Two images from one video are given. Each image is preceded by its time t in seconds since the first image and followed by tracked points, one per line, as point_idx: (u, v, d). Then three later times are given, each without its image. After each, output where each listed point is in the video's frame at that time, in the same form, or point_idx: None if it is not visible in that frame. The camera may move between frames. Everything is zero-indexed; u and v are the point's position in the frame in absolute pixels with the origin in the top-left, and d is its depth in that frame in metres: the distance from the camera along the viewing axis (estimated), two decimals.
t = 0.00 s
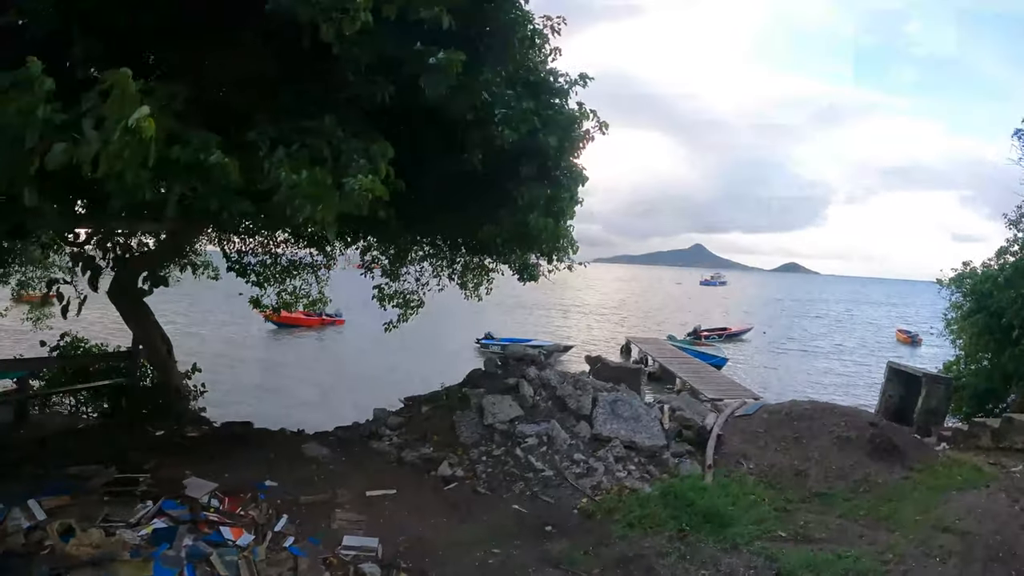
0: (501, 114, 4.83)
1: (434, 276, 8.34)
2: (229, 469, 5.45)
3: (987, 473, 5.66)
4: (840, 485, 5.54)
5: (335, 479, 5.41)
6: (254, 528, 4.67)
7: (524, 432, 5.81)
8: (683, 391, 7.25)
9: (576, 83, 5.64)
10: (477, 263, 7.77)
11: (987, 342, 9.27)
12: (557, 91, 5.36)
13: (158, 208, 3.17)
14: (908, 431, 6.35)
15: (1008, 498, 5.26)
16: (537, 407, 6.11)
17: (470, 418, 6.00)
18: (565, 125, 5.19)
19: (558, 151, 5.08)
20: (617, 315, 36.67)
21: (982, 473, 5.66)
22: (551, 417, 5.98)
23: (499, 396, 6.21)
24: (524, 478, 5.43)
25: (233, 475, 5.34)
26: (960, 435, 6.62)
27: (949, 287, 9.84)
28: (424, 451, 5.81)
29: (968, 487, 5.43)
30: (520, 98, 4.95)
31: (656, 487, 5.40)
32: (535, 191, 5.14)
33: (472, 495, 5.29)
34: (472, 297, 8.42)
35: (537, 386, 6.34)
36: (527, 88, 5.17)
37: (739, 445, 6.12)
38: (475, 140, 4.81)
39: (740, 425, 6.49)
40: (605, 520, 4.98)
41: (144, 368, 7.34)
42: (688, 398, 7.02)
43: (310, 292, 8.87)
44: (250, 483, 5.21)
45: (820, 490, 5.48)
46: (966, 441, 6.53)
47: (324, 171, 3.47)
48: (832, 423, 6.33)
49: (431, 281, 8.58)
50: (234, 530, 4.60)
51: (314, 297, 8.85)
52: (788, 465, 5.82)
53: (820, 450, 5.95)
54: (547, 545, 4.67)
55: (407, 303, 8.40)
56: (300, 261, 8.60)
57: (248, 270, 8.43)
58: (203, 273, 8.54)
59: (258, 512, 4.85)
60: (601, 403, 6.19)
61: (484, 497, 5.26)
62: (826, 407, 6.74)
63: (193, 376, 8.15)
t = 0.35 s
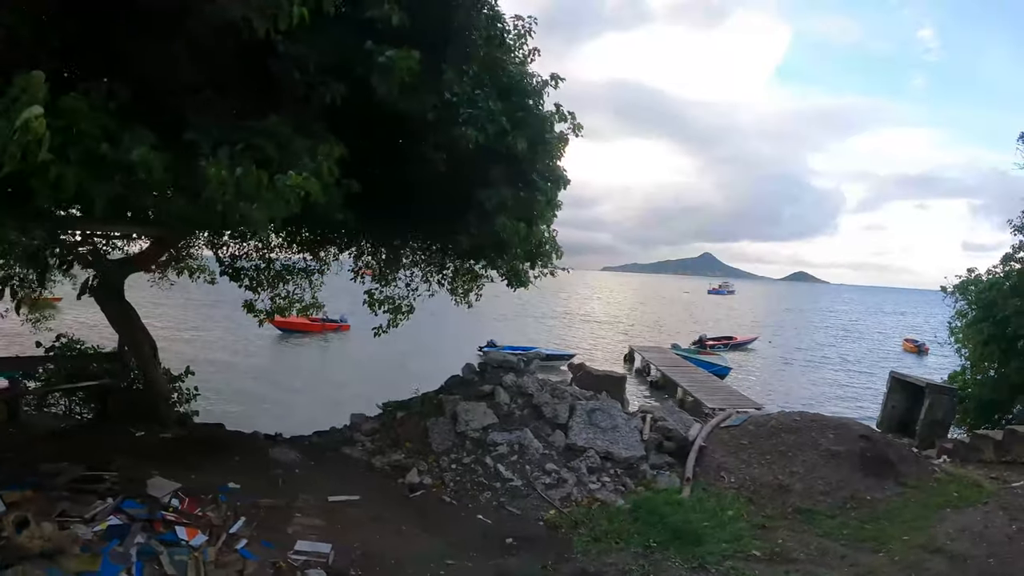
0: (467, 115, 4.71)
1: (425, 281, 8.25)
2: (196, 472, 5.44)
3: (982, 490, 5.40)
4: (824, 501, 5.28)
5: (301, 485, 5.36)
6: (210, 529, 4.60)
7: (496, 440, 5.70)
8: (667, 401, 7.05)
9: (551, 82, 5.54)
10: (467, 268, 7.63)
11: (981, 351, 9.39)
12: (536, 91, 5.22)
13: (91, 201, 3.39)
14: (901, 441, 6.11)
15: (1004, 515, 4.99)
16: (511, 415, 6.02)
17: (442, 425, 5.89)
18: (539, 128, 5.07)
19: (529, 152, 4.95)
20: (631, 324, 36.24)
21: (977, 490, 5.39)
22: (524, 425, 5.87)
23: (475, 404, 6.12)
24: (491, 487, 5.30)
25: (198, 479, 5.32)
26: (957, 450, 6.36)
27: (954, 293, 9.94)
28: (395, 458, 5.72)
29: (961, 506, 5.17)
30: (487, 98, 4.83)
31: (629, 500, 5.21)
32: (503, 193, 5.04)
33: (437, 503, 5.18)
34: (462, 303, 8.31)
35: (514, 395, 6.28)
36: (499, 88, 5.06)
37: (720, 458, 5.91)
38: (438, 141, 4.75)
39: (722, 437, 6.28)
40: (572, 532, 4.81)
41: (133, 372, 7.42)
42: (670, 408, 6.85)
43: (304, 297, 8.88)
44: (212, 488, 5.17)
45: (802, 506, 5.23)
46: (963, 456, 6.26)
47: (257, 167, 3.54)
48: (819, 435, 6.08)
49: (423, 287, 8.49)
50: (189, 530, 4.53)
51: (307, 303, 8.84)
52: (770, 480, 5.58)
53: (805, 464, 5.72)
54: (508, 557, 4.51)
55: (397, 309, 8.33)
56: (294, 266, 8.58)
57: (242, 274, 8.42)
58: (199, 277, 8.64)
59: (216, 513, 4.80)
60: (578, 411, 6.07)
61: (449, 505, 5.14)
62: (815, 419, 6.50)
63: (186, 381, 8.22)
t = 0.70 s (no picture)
0: (420, 100, 4.53)
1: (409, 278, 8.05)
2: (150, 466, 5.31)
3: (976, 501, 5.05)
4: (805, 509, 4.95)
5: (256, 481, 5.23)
6: (153, 523, 4.46)
7: (459, 437, 5.56)
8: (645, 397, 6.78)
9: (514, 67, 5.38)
10: (450, 265, 7.41)
11: (982, 350, 9.27)
12: (496, 73, 5.08)
13: (3, 182, 3.45)
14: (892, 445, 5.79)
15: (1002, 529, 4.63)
16: (476, 413, 5.89)
17: (406, 422, 5.76)
18: (502, 109, 4.92)
19: (489, 136, 4.83)
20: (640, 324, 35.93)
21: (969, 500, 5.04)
22: (488, 424, 5.75)
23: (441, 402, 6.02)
24: (448, 488, 5.10)
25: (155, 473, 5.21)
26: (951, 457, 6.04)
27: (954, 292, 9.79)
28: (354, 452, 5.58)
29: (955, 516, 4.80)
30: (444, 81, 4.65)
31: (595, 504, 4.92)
32: (463, 182, 4.85)
33: (392, 504, 4.97)
34: (446, 300, 8.12)
35: (482, 392, 6.14)
36: (460, 72, 4.94)
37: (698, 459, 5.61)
38: (387, 125, 4.53)
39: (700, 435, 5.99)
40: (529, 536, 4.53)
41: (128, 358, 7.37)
42: (650, 408, 6.58)
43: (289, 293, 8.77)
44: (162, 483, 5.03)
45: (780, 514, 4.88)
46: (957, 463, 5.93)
47: (178, 150, 3.41)
48: (804, 439, 5.77)
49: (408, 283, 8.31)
50: (132, 523, 4.38)
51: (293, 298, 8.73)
52: (747, 485, 5.26)
53: (784, 470, 5.41)
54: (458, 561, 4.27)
55: (380, 306, 8.18)
56: (279, 261, 8.39)
57: (227, 270, 8.32)
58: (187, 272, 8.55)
59: (161, 508, 4.65)
60: (546, 413, 5.90)
61: (404, 505, 4.94)
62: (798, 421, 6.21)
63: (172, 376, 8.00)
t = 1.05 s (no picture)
0: (386, 91, 6.57)
1: (398, 271, 6.49)
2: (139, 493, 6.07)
3: (908, 549, 5.55)
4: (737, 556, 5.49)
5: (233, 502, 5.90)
6: (103, 519, 5.95)
7: (435, 446, 5.82)
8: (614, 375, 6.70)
9: (470, 36, 6.33)
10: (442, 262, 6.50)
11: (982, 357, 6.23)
12: (463, 63, 6.34)
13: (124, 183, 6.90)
14: (863, 456, 5.84)
15: (967, 560, 5.60)
16: (442, 414, 5.91)
17: (370, 427, 5.98)
18: (461, 100, 6.39)
19: (448, 119, 6.46)
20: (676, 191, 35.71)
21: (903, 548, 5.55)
22: (455, 428, 5.83)
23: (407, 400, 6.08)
24: (410, 500, 5.70)
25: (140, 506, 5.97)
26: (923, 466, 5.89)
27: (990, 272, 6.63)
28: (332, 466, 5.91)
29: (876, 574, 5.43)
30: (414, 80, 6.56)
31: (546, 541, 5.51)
32: (427, 187, 6.58)
33: (350, 511, 5.69)
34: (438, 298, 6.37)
35: (453, 393, 5.97)
36: (426, 68, 6.47)
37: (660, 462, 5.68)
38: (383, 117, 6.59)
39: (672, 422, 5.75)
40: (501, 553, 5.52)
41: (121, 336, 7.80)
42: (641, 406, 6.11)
43: (280, 289, 6.73)
44: (167, 525, 5.87)
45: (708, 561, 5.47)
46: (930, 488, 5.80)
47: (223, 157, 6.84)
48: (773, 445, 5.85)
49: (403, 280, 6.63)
50: (85, 520, 5.92)
51: (284, 296, 6.70)
52: (695, 501, 5.64)
53: (736, 484, 5.70)
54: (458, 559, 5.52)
55: (363, 304, 6.41)
56: (270, 256, 6.75)
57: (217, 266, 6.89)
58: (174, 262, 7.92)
59: (115, 506, 6.00)
60: (513, 409, 5.85)
61: (374, 518, 5.65)
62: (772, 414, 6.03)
63: (162, 373, 7.09)
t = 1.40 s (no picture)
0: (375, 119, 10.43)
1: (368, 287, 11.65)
2: (18, 503, 3.66)
3: (901, 555, 3.61)
4: (715, 557, 3.21)
5: (141, 492, 3.72)
6: None
7: (395, 462, 4.08)
8: (573, 390, 6.51)
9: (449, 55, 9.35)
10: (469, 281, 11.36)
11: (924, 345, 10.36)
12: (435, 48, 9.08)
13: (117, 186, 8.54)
14: (837, 462, 5.21)
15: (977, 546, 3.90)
16: (412, 423, 5.06)
17: (331, 431, 4.90)
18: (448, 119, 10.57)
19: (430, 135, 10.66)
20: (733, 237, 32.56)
21: (892, 548, 3.67)
22: (424, 433, 4.76)
23: (403, 403, 5.78)
24: (360, 513, 3.25)
25: (15, 508, 3.59)
26: (910, 488, 4.74)
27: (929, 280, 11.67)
28: (270, 451, 4.36)
29: (866, 570, 3.38)
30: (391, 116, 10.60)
31: (521, 556, 2.91)
32: (396, 189, 10.64)
33: (181, 501, 3.53)
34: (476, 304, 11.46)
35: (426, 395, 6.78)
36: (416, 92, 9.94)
37: (614, 481, 4.01)
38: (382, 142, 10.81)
39: (642, 425, 5.41)
40: (477, 563, 2.81)
41: (112, 316, 8.71)
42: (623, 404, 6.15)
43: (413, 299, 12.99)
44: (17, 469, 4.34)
45: (693, 561, 3.13)
46: (922, 503, 4.43)
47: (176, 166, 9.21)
48: (754, 452, 5.19)
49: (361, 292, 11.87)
50: None
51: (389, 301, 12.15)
52: (651, 520, 3.56)
53: (719, 485, 4.33)
54: (425, 569, 2.72)
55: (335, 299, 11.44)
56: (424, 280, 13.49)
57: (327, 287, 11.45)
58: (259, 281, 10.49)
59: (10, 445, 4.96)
60: (505, 435, 4.72)
61: (303, 522, 3.17)
62: (739, 423, 5.99)
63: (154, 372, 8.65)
